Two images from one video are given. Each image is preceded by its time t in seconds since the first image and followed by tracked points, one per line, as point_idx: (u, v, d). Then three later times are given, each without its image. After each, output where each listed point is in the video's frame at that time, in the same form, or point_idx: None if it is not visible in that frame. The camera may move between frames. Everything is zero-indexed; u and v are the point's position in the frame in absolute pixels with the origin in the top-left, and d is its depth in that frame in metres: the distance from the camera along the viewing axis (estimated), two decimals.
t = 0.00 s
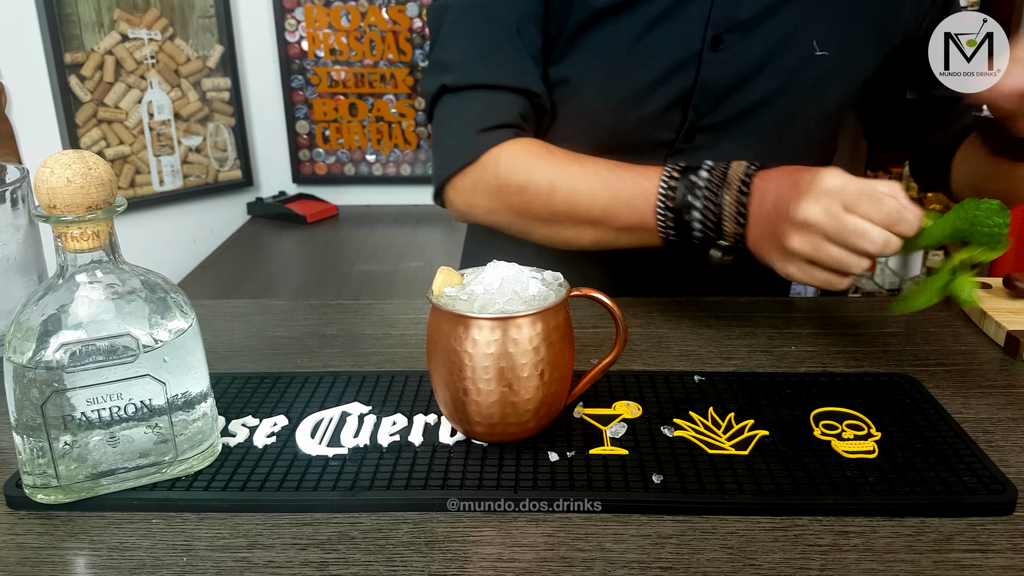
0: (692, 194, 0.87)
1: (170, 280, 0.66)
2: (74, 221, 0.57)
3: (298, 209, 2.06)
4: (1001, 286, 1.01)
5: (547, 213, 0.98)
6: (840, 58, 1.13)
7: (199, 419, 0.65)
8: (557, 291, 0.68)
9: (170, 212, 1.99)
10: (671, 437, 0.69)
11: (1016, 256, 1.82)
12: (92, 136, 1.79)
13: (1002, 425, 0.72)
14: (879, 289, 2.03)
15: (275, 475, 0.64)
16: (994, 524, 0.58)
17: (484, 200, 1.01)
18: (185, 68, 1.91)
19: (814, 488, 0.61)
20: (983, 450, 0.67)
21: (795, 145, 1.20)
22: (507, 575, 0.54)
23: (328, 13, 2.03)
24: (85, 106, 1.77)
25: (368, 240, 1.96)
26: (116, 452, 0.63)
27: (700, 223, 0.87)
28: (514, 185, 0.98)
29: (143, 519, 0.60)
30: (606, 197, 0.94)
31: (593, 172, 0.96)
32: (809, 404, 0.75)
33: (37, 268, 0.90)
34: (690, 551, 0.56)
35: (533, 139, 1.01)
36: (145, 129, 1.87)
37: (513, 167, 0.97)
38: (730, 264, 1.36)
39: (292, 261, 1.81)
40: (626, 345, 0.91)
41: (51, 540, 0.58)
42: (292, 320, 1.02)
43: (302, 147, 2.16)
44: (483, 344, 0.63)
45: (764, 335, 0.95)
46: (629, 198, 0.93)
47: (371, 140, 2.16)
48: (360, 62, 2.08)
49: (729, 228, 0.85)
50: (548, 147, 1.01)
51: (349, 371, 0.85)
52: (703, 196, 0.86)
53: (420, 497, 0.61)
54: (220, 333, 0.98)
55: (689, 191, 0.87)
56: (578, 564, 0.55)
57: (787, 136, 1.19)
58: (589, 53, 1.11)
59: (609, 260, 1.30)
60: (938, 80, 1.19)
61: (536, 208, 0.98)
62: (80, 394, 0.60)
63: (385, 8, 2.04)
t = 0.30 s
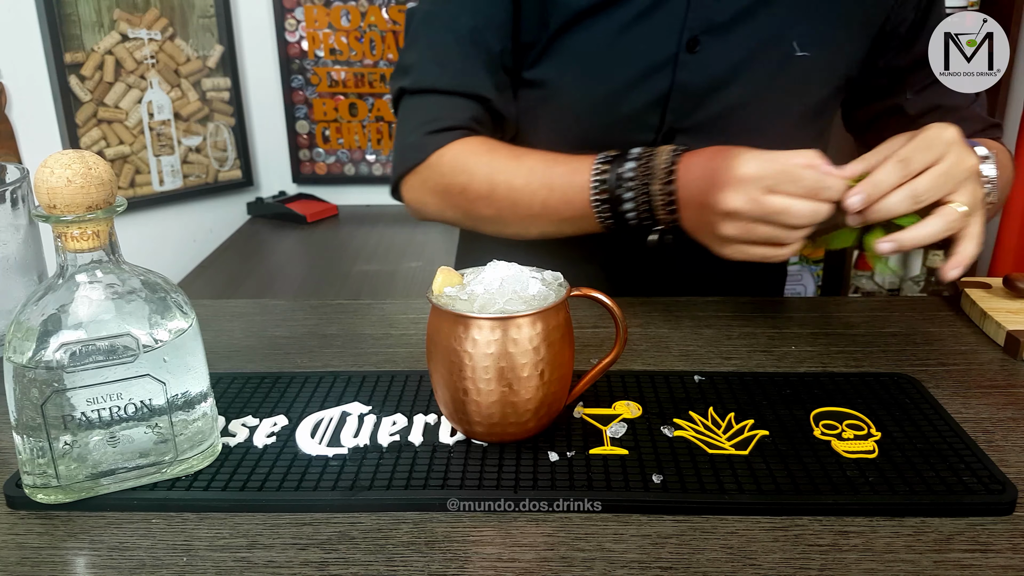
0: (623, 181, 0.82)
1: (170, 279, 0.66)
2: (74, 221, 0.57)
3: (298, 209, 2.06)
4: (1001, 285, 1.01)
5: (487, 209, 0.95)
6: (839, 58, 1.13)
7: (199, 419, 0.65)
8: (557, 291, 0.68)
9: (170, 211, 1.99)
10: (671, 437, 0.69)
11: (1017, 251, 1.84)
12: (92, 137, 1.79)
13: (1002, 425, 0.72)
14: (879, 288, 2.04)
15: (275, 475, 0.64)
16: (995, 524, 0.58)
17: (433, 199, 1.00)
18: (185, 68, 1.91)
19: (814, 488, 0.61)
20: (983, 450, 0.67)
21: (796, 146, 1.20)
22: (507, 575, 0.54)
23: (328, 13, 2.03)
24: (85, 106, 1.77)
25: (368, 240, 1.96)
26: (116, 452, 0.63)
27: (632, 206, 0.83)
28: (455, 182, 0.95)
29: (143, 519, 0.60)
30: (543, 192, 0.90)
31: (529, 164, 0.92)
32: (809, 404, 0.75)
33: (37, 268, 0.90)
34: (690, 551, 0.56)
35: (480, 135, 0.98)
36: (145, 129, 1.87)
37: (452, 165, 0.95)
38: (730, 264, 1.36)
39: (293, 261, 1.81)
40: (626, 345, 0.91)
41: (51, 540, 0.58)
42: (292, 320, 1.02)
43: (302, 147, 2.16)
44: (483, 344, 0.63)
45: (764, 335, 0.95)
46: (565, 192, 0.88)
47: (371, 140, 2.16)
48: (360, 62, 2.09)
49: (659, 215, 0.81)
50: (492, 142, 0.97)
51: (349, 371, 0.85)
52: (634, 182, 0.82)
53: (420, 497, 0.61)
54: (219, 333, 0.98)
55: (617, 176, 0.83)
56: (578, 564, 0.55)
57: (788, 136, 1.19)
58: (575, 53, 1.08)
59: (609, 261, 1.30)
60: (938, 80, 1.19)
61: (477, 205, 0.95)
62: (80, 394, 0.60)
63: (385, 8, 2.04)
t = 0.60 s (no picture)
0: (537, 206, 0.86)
1: (170, 279, 0.66)
2: (74, 221, 0.57)
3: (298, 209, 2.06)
4: (1001, 286, 1.01)
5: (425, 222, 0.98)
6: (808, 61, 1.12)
7: (199, 419, 0.65)
8: (557, 291, 0.68)
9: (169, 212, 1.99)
10: (671, 437, 0.69)
11: (1015, 253, 1.86)
12: (91, 137, 1.79)
13: (1002, 425, 0.72)
14: (878, 288, 2.04)
15: (275, 476, 0.64)
16: (994, 524, 0.58)
17: (377, 212, 1.03)
18: (185, 68, 1.91)
19: (814, 488, 0.61)
20: (983, 450, 0.67)
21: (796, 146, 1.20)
22: (507, 575, 0.54)
23: (328, 13, 2.04)
24: (85, 106, 1.77)
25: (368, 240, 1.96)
26: (116, 453, 0.63)
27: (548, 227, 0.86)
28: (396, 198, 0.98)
29: (143, 519, 0.60)
30: (468, 209, 0.93)
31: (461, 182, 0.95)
32: (809, 404, 0.75)
33: (37, 268, 0.90)
34: (690, 551, 0.56)
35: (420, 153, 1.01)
36: (145, 129, 1.87)
37: (392, 184, 0.98)
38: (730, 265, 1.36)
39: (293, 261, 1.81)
40: (626, 345, 0.91)
41: (51, 540, 0.58)
42: (291, 320, 1.02)
43: (302, 146, 2.16)
44: (483, 344, 0.63)
45: (764, 335, 0.95)
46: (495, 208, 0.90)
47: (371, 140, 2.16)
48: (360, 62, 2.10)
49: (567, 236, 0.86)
50: (431, 159, 1.00)
51: (349, 371, 0.85)
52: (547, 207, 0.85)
53: (420, 497, 0.61)
54: (219, 333, 0.98)
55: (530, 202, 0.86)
56: (578, 564, 0.55)
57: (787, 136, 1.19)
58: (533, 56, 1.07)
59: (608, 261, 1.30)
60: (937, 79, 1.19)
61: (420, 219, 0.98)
62: (80, 394, 0.60)
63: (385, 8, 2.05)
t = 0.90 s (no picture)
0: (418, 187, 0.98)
1: (170, 279, 0.66)
2: (74, 221, 0.57)
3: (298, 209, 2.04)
4: (1001, 285, 1.01)
5: (318, 205, 1.08)
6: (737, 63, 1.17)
7: (199, 419, 0.65)
8: (557, 291, 0.68)
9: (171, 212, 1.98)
10: (671, 437, 0.69)
11: (1015, 256, 1.85)
12: (92, 137, 1.78)
13: (1002, 425, 0.72)
14: (878, 288, 2.05)
15: (275, 476, 0.64)
16: (995, 524, 0.58)
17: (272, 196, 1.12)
18: (185, 68, 1.89)
19: (813, 488, 0.61)
20: (983, 450, 0.67)
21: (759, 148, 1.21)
22: (507, 575, 0.54)
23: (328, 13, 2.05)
24: (85, 106, 1.76)
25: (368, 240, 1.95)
26: (116, 452, 0.63)
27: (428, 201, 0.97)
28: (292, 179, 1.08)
29: (143, 519, 0.60)
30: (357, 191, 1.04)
31: (352, 167, 1.06)
32: (809, 404, 0.75)
33: (37, 268, 0.90)
34: (690, 551, 0.56)
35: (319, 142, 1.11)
36: (145, 129, 1.86)
37: (291, 165, 1.07)
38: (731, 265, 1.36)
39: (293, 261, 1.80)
40: (626, 345, 0.91)
41: (51, 540, 0.58)
42: (292, 320, 1.02)
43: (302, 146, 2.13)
44: (483, 344, 0.63)
45: (764, 335, 0.95)
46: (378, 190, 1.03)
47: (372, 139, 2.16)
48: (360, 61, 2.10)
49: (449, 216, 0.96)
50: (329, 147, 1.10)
51: (349, 371, 0.85)
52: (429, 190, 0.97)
53: (420, 497, 0.61)
54: (219, 333, 0.98)
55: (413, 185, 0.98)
56: (578, 564, 0.55)
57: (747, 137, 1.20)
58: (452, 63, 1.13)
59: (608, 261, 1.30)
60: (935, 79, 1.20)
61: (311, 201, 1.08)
62: (80, 394, 0.60)
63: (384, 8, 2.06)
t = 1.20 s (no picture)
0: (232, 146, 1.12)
1: (170, 280, 0.66)
2: (74, 221, 0.57)
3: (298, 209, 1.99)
4: (1001, 285, 1.01)
5: (198, 176, 1.23)
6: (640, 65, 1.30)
7: (199, 419, 0.65)
8: (557, 291, 0.68)
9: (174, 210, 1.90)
10: (671, 437, 0.69)
11: (1015, 253, 1.84)
12: (91, 137, 1.72)
13: (1002, 425, 0.72)
14: (878, 288, 2.06)
15: (275, 475, 0.64)
16: (995, 524, 0.58)
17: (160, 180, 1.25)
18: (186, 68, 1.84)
19: (814, 488, 0.61)
20: (983, 450, 0.67)
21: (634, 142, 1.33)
22: (507, 575, 0.54)
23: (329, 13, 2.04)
24: (85, 106, 1.71)
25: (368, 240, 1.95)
26: (116, 452, 0.63)
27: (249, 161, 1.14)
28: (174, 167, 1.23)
29: (143, 519, 0.60)
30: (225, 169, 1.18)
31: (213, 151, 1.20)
32: (809, 404, 0.75)
33: (37, 268, 0.90)
34: (690, 551, 0.56)
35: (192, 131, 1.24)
36: (145, 129, 1.80)
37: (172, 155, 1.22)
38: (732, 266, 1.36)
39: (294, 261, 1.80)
40: (626, 344, 0.91)
41: (51, 540, 0.58)
42: (291, 320, 1.02)
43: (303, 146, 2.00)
44: (483, 344, 0.63)
45: (764, 335, 0.95)
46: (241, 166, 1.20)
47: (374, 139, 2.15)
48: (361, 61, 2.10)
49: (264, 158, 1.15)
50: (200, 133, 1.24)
51: (349, 371, 0.85)
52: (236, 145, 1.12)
53: (420, 497, 0.61)
54: (219, 333, 0.98)
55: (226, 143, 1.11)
56: (578, 564, 0.55)
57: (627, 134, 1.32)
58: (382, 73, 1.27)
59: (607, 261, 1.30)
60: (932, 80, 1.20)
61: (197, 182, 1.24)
62: (80, 394, 0.60)
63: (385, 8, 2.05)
